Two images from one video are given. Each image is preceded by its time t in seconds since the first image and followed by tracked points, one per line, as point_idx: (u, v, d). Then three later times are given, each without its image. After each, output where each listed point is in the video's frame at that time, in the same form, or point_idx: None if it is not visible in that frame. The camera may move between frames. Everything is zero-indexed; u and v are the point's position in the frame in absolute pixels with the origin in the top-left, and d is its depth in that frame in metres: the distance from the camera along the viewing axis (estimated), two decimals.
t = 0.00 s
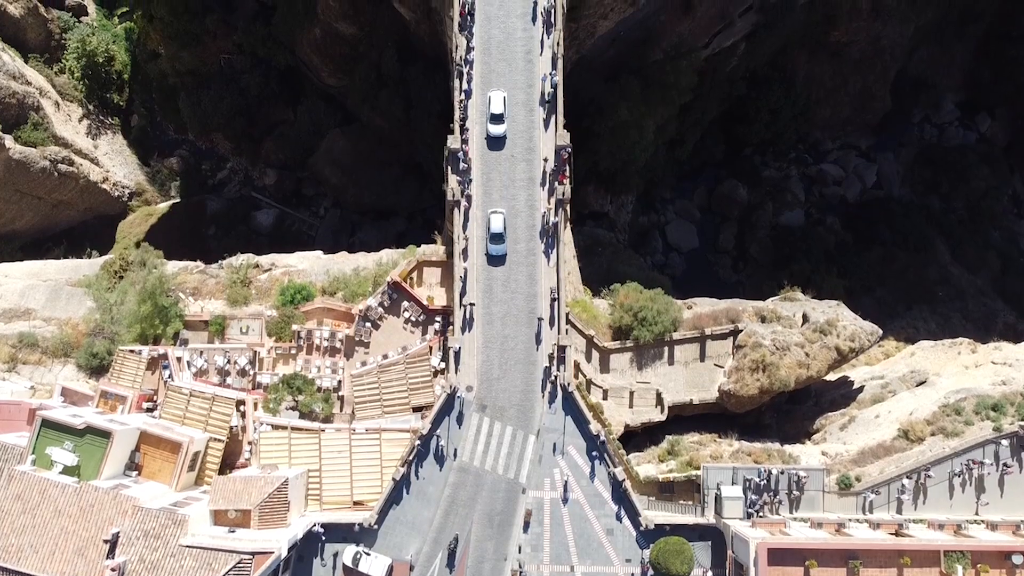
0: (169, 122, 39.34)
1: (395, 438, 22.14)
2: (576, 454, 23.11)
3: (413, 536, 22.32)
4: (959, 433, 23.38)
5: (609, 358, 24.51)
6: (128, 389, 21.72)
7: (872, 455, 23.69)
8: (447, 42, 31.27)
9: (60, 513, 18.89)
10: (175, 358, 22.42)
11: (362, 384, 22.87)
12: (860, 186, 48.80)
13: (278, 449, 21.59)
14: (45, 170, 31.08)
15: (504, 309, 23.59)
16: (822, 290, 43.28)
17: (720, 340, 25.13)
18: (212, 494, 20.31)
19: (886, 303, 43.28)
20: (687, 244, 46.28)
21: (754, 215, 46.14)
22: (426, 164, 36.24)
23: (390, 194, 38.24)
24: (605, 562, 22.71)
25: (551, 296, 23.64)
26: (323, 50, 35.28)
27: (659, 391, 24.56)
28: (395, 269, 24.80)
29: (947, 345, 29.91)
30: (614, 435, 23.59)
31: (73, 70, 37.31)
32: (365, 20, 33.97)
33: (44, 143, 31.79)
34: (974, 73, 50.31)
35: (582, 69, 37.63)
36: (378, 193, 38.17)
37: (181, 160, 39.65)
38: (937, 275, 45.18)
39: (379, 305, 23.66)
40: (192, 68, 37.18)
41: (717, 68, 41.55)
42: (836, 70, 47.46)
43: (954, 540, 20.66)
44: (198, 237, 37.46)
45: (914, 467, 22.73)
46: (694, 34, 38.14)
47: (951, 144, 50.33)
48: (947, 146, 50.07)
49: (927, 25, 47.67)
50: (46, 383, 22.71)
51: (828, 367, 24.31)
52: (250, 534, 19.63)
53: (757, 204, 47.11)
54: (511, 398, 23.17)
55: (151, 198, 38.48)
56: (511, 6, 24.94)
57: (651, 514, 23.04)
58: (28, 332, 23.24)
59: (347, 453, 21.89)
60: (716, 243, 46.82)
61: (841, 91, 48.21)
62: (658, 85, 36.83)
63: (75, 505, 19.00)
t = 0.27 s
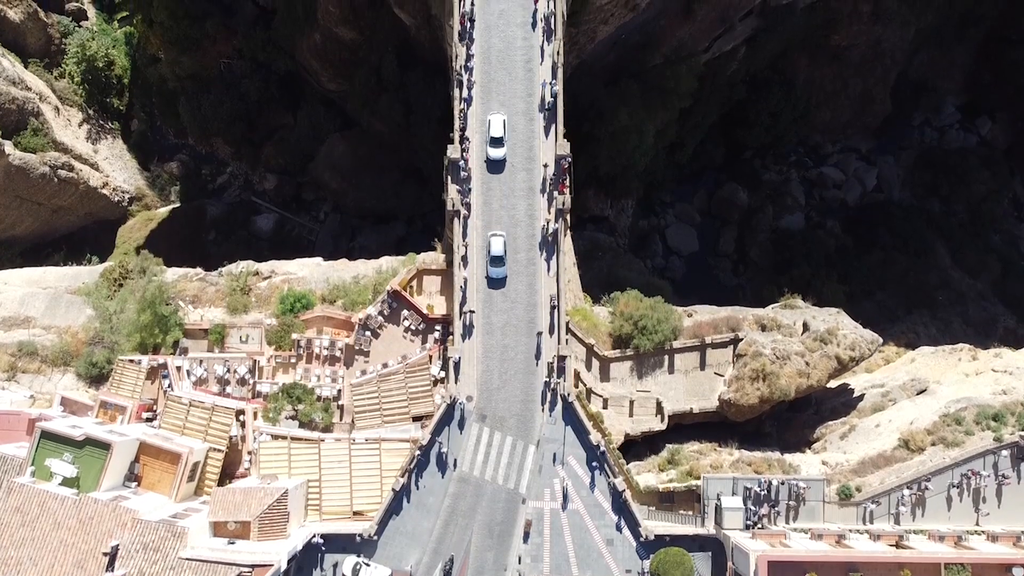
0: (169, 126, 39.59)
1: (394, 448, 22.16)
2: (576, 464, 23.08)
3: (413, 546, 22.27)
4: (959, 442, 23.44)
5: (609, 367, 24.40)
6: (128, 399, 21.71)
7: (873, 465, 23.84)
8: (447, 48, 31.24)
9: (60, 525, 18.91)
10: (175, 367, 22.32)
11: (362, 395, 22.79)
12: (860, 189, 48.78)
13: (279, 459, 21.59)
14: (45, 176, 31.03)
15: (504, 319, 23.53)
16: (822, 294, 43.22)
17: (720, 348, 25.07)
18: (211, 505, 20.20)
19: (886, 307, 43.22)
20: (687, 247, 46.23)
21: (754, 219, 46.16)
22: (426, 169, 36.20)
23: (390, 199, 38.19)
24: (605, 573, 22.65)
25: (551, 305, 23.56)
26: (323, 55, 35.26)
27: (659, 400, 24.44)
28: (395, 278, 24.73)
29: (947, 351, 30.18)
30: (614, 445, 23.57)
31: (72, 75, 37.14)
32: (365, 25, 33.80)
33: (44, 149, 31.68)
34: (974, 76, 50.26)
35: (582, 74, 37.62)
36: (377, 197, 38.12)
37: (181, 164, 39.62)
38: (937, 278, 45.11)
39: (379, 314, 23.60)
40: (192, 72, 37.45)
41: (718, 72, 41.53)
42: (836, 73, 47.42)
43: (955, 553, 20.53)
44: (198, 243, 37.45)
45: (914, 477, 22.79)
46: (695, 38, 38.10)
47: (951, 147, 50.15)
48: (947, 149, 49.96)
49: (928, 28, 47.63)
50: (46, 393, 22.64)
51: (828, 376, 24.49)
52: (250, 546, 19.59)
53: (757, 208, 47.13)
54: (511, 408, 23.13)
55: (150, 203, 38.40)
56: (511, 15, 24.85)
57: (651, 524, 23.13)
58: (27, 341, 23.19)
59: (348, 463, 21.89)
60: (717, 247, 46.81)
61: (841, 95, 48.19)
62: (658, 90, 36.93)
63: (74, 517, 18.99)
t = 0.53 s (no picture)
0: (169, 131, 39.56)
1: (394, 458, 22.14)
2: (575, 474, 23.06)
3: (412, 556, 22.17)
4: (959, 452, 23.53)
5: (609, 375, 24.34)
6: (128, 409, 21.74)
7: (873, 475, 23.98)
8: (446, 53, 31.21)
9: (59, 536, 18.94)
10: (174, 376, 22.41)
11: (361, 404, 22.81)
12: (860, 193, 48.79)
13: (278, 469, 21.58)
14: (45, 181, 31.03)
15: (504, 328, 23.46)
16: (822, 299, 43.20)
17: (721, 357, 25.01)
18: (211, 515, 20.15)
19: (887, 311, 43.22)
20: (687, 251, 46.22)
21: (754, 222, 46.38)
22: (426, 173, 36.19)
23: (390, 203, 38.18)
24: None
25: (552, 314, 23.49)
26: (323, 60, 35.24)
27: (659, 409, 24.46)
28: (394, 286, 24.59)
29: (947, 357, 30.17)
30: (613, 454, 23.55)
31: (72, 79, 37.24)
32: (365, 31, 33.87)
33: (44, 154, 31.69)
34: (974, 79, 50.22)
35: (582, 78, 37.60)
36: (377, 202, 38.10)
37: (181, 169, 39.59)
38: (937, 282, 45.09)
39: (378, 322, 23.56)
40: (192, 77, 37.49)
41: (718, 77, 41.52)
42: (836, 77, 47.41)
43: (956, 564, 20.64)
44: (198, 248, 37.40)
45: (914, 486, 22.80)
46: (695, 43, 38.07)
47: (951, 150, 50.03)
48: (947, 153, 49.90)
49: (928, 32, 47.62)
50: (45, 402, 22.69)
51: (828, 385, 24.29)
52: (249, 557, 19.61)
53: (757, 211, 47.21)
54: (511, 417, 23.08)
55: (150, 207, 38.36)
56: (511, 23, 24.75)
57: (651, 534, 22.81)
58: (27, 348, 23.15)
59: (347, 472, 21.87)
60: (716, 251, 46.92)
61: (841, 98, 48.18)
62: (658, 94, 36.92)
63: (73, 529, 18.99)
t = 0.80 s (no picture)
0: (169, 136, 39.50)
1: (394, 470, 22.11)
2: (575, 486, 23.00)
3: (412, 569, 22.17)
4: (960, 465, 23.49)
5: (609, 385, 24.28)
6: (126, 421, 21.70)
7: (873, 487, 23.91)
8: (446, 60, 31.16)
9: (58, 551, 18.74)
10: (173, 388, 22.37)
11: (361, 415, 22.78)
12: (860, 197, 48.76)
13: (278, 481, 21.55)
14: (44, 188, 30.99)
15: (503, 340, 23.40)
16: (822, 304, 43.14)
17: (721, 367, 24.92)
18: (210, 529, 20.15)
19: (887, 316, 43.18)
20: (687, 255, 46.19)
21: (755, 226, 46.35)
22: (426, 179, 36.14)
23: (389, 208, 38.15)
24: None
25: (551, 326, 23.39)
26: (323, 65, 35.20)
27: (659, 419, 24.40)
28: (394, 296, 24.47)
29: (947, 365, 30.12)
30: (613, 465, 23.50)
31: (72, 84, 37.24)
32: (365, 37, 33.91)
33: (43, 161, 31.65)
34: (975, 83, 50.18)
35: (582, 84, 37.55)
36: (377, 207, 38.07)
37: (181, 174, 39.51)
38: (937, 287, 45.02)
39: (378, 332, 23.49)
40: (191, 83, 37.47)
41: (718, 82, 41.47)
42: (837, 81, 47.37)
43: None
44: (198, 254, 37.34)
45: (914, 499, 22.86)
46: (695, 48, 38.03)
47: (951, 154, 49.97)
48: (947, 156, 49.82)
49: (928, 36, 47.58)
50: (44, 413, 22.64)
51: (828, 397, 24.13)
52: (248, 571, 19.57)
53: (757, 216, 47.21)
54: (511, 430, 23.02)
55: (150, 213, 38.27)
56: (510, 33, 24.67)
57: (650, 547, 22.87)
58: (26, 358, 23.04)
59: (347, 485, 21.82)
60: (716, 255, 46.93)
61: (841, 103, 48.13)
62: (658, 100, 36.89)
63: (72, 544, 18.82)
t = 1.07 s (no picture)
0: (169, 142, 39.41)
1: (394, 483, 22.05)
2: (575, 500, 22.69)
3: None
4: (960, 478, 23.59)
5: (609, 397, 24.26)
6: (125, 434, 21.63)
7: (873, 501, 23.98)
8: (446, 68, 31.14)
9: (57, 567, 18.64)
10: (172, 400, 22.27)
11: (361, 427, 22.74)
12: (861, 201, 48.69)
13: (277, 494, 21.50)
14: (44, 196, 30.98)
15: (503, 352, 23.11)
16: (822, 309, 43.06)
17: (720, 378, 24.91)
18: (208, 544, 19.95)
19: (887, 321, 43.12)
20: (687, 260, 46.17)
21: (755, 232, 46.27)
22: (426, 185, 36.12)
23: (389, 214, 38.12)
24: None
25: (552, 339, 23.21)
26: (323, 72, 35.18)
27: (659, 431, 24.34)
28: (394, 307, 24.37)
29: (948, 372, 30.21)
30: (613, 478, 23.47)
31: (72, 90, 37.27)
32: (365, 44, 34.01)
33: (43, 168, 31.62)
34: (975, 87, 50.14)
35: (582, 90, 37.53)
36: (377, 213, 38.04)
37: (181, 180, 39.44)
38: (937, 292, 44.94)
39: (377, 344, 23.40)
40: (191, 89, 37.44)
41: (718, 87, 41.42)
42: (837, 86, 47.35)
43: None
44: (198, 260, 37.33)
45: (914, 513, 22.79)
46: (695, 54, 38.00)
47: (952, 158, 49.86)
48: (948, 160, 49.70)
49: (928, 40, 47.53)
50: (43, 424, 22.56)
51: (829, 408, 24.06)
52: None
53: (757, 221, 47.18)
54: (511, 443, 22.71)
55: (150, 219, 38.18)
56: (509, 45, 24.60)
57: (651, 560, 22.96)
58: (25, 370, 23.00)
59: (346, 498, 21.76)
60: (716, 260, 46.93)
61: (842, 107, 48.11)
62: (658, 106, 36.87)
63: (71, 560, 18.72)
